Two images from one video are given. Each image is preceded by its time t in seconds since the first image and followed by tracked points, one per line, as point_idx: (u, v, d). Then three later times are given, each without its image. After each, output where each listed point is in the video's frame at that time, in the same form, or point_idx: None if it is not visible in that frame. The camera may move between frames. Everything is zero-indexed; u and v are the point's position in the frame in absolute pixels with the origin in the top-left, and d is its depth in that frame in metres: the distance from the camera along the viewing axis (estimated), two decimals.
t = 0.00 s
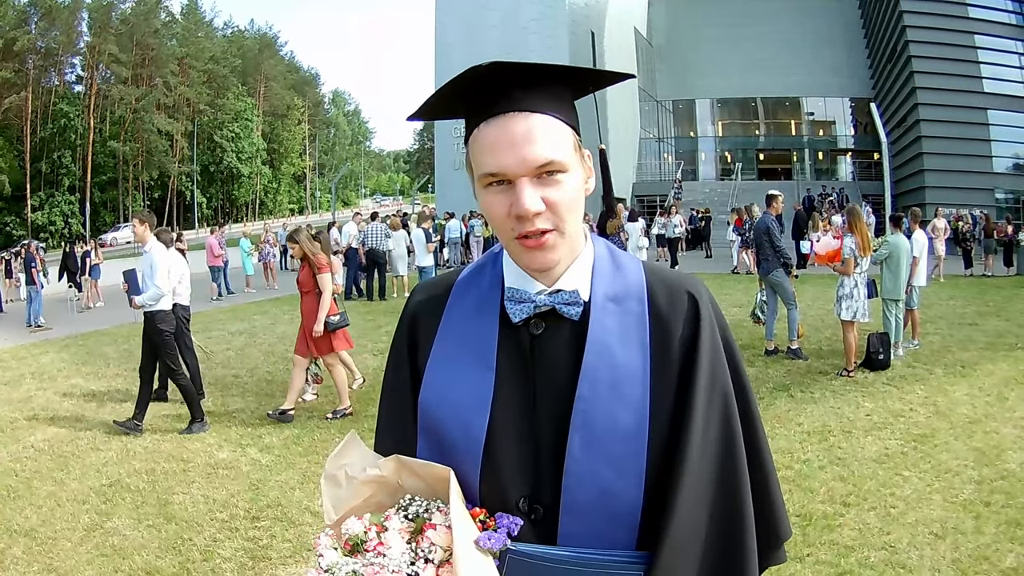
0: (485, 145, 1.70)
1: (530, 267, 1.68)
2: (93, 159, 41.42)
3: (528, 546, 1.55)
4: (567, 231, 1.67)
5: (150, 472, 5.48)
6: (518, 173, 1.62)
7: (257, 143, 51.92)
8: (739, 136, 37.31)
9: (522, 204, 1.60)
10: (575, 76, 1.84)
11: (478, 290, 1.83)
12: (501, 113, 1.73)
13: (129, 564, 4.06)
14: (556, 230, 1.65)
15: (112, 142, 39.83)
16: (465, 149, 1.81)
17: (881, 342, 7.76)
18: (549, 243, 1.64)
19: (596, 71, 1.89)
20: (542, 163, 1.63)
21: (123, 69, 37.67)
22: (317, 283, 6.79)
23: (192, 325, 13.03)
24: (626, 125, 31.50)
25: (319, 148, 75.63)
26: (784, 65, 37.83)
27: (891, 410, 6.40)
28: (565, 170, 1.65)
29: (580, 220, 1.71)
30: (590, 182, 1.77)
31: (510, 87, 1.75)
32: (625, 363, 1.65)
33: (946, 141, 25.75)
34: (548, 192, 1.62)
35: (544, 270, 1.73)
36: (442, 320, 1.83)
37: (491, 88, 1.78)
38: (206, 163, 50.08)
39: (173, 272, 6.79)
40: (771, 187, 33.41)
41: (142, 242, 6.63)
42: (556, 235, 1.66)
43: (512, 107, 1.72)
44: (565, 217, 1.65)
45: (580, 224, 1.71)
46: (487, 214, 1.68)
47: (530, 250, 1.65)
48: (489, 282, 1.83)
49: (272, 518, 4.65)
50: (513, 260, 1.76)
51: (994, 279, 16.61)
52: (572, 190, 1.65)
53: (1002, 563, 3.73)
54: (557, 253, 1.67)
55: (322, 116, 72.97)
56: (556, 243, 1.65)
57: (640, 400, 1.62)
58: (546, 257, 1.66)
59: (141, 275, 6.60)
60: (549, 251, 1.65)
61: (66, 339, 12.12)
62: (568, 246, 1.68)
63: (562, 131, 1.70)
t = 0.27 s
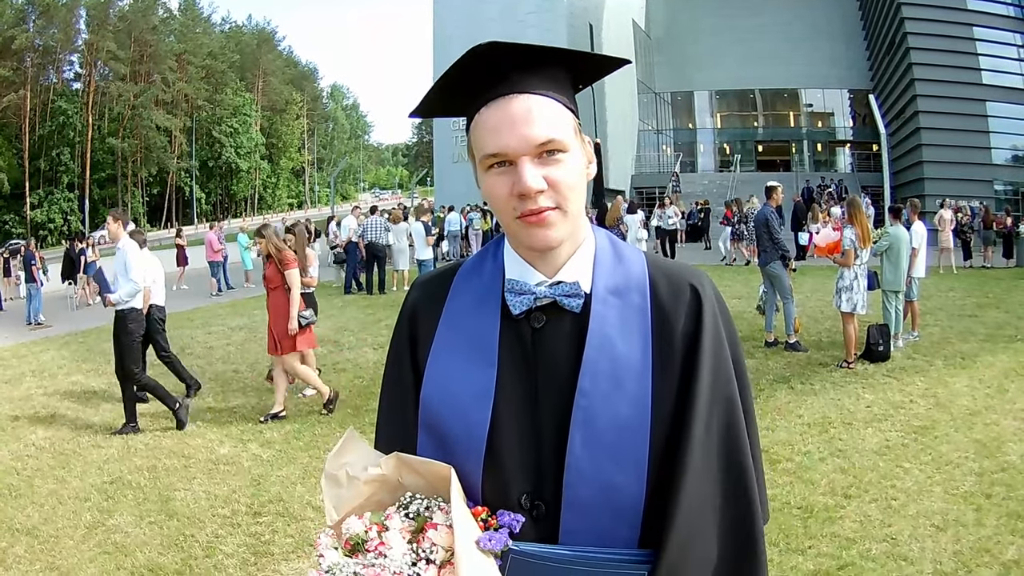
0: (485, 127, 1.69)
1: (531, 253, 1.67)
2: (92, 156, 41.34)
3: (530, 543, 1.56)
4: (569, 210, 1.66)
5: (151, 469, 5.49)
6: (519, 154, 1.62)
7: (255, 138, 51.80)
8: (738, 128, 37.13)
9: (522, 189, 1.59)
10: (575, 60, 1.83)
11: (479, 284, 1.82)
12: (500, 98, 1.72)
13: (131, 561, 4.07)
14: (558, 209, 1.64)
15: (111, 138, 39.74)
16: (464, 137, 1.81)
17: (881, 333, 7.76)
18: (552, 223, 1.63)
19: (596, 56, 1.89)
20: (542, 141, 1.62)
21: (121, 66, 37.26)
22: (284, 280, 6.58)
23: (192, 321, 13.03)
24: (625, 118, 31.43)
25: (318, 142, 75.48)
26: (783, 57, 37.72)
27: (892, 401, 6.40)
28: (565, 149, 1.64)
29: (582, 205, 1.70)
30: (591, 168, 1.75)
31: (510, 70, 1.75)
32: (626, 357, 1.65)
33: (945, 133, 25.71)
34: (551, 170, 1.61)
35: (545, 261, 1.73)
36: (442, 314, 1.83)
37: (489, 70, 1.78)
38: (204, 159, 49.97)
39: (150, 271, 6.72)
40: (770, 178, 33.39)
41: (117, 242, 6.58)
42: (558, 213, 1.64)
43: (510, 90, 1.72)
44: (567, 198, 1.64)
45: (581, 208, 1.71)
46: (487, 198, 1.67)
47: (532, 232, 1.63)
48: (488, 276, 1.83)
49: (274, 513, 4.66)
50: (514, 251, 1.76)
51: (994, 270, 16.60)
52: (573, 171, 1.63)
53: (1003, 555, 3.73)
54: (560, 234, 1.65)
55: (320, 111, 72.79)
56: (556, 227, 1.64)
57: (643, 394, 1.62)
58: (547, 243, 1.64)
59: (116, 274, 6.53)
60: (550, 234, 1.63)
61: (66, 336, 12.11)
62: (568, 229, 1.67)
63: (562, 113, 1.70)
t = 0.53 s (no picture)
0: (495, 126, 1.69)
1: (535, 252, 1.68)
2: (92, 158, 41.33)
3: (532, 547, 1.56)
4: (573, 212, 1.66)
5: (154, 471, 5.50)
6: (524, 154, 1.62)
7: (255, 140, 51.85)
8: (738, 129, 37.02)
9: (527, 187, 1.60)
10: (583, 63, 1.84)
11: (482, 287, 1.82)
12: (509, 98, 1.72)
13: (134, 563, 4.07)
14: (561, 213, 1.64)
15: (112, 140, 39.78)
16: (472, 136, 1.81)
17: (883, 334, 7.75)
18: (555, 224, 1.63)
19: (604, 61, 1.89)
20: (549, 142, 1.63)
21: (122, 67, 37.34)
22: (259, 284, 6.47)
23: (194, 323, 13.05)
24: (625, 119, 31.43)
25: (318, 144, 75.50)
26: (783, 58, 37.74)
27: (893, 402, 6.40)
28: (570, 151, 1.65)
29: (585, 207, 1.71)
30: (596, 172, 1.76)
31: (519, 70, 1.75)
32: (629, 358, 1.65)
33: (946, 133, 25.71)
34: (555, 173, 1.61)
35: (549, 261, 1.74)
36: (446, 317, 1.84)
37: (497, 72, 1.78)
38: (205, 161, 50.02)
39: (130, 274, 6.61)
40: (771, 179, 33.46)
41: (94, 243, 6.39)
42: (562, 217, 1.65)
43: (519, 90, 1.72)
44: (571, 200, 1.64)
45: (585, 211, 1.71)
46: (493, 194, 1.67)
47: (536, 233, 1.64)
48: (491, 278, 1.83)
49: (277, 514, 4.66)
50: (517, 252, 1.76)
51: (995, 270, 16.58)
52: (578, 171, 1.64)
53: (1006, 555, 3.73)
54: (563, 237, 1.66)
55: (321, 113, 72.88)
56: (560, 226, 1.64)
57: (645, 395, 1.62)
58: (550, 242, 1.65)
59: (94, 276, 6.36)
60: (553, 233, 1.64)
61: (68, 338, 12.13)
62: (571, 229, 1.67)
63: (568, 117, 1.70)
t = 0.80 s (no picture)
0: (507, 121, 1.69)
1: (541, 249, 1.67)
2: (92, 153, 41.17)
3: (533, 543, 1.56)
4: (580, 215, 1.65)
5: (154, 466, 5.50)
6: (535, 153, 1.61)
7: (254, 134, 51.73)
8: (738, 122, 37.33)
9: (535, 185, 1.59)
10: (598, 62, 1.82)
11: (489, 282, 1.82)
12: (522, 95, 1.72)
13: (135, 560, 4.07)
14: (568, 215, 1.64)
15: (110, 135, 39.68)
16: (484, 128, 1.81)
17: (882, 328, 7.75)
18: (560, 225, 1.63)
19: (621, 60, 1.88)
20: (560, 145, 1.62)
21: (120, 62, 37.25)
22: (227, 284, 6.49)
23: (193, 318, 13.04)
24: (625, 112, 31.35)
25: (317, 137, 75.31)
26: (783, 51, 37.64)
27: (893, 396, 6.40)
28: (582, 153, 1.64)
29: (594, 204, 1.69)
30: (606, 173, 1.75)
31: (534, 69, 1.75)
32: (635, 354, 1.65)
33: (945, 127, 25.69)
34: (564, 174, 1.61)
35: (556, 257, 1.73)
36: (451, 311, 1.84)
37: (511, 67, 1.78)
38: (204, 155, 49.90)
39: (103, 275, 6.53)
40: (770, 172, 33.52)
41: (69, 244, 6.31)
42: (568, 220, 1.64)
43: (535, 87, 1.71)
44: (580, 202, 1.64)
45: (595, 211, 1.70)
46: (500, 192, 1.67)
47: (542, 231, 1.64)
48: (499, 273, 1.83)
49: (278, 510, 4.67)
50: (525, 247, 1.76)
51: (994, 264, 16.59)
52: (588, 172, 1.63)
53: (1005, 550, 3.74)
54: (567, 241, 1.66)
55: (320, 106, 72.71)
56: (567, 224, 1.64)
57: (651, 392, 1.62)
58: (556, 240, 1.64)
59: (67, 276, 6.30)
60: (558, 232, 1.63)
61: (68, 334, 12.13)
62: (579, 229, 1.66)
63: (581, 115, 1.69)
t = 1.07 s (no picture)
0: (519, 124, 1.69)
1: (549, 253, 1.67)
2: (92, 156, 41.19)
3: (540, 548, 1.55)
4: (591, 216, 1.65)
5: (152, 469, 5.50)
6: (546, 155, 1.62)
7: (254, 137, 51.77)
8: (738, 126, 37.24)
9: (545, 188, 1.59)
10: (609, 67, 1.83)
11: (498, 287, 1.82)
12: (532, 99, 1.72)
13: (133, 563, 4.07)
14: (578, 216, 1.64)
15: (110, 138, 39.71)
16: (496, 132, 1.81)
17: (881, 332, 7.74)
18: (570, 227, 1.63)
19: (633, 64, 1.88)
20: (570, 146, 1.63)
21: (121, 65, 37.30)
22: (196, 288, 6.32)
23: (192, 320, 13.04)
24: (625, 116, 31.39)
25: (317, 141, 75.32)
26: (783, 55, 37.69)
27: (892, 400, 6.40)
28: (593, 155, 1.64)
29: (605, 209, 1.69)
30: (616, 176, 1.76)
31: (547, 75, 1.75)
32: (643, 360, 1.65)
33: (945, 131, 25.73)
34: (574, 176, 1.61)
35: (566, 263, 1.73)
36: (460, 315, 1.84)
37: (524, 73, 1.79)
38: (204, 158, 49.95)
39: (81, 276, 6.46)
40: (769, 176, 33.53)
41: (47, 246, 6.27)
42: (578, 221, 1.64)
43: (546, 93, 1.72)
44: (590, 203, 1.64)
45: (605, 214, 1.70)
46: (510, 196, 1.67)
47: (551, 234, 1.64)
48: (508, 277, 1.83)
49: (275, 514, 4.66)
50: (535, 252, 1.76)
51: (994, 268, 16.58)
52: (598, 177, 1.64)
53: (1003, 554, 3.74)
54: (579, 242, 1.66)
55: (320, 110, 72.74)
56: (577, 227, 1.64)
57: (659, 398, 1.62)
58: (566, 244, 1.65)
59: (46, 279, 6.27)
60: (570, 235, 1.64)
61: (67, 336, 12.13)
62: (589, 232, 1.66)
63: (591, 119, 1.69)
